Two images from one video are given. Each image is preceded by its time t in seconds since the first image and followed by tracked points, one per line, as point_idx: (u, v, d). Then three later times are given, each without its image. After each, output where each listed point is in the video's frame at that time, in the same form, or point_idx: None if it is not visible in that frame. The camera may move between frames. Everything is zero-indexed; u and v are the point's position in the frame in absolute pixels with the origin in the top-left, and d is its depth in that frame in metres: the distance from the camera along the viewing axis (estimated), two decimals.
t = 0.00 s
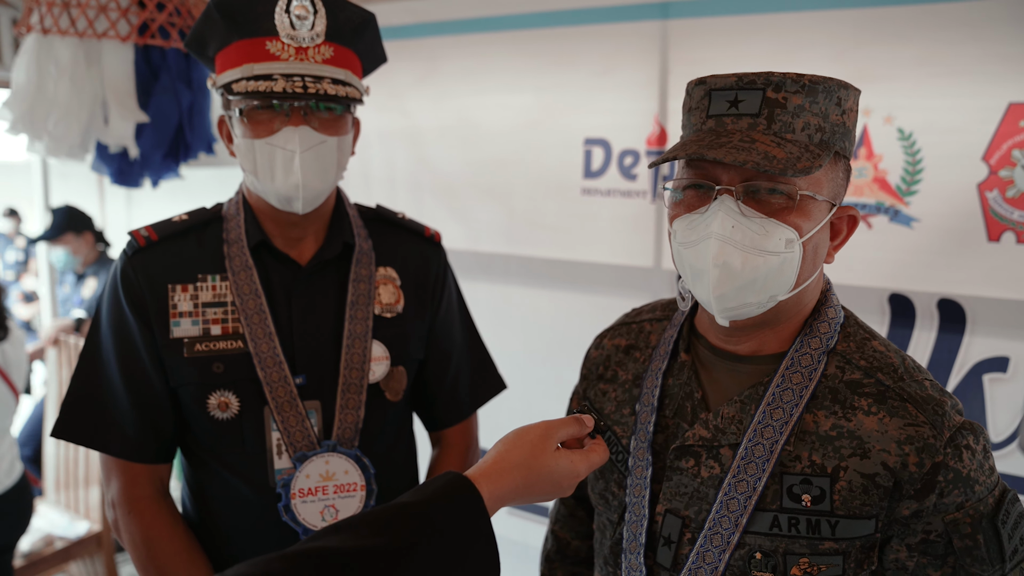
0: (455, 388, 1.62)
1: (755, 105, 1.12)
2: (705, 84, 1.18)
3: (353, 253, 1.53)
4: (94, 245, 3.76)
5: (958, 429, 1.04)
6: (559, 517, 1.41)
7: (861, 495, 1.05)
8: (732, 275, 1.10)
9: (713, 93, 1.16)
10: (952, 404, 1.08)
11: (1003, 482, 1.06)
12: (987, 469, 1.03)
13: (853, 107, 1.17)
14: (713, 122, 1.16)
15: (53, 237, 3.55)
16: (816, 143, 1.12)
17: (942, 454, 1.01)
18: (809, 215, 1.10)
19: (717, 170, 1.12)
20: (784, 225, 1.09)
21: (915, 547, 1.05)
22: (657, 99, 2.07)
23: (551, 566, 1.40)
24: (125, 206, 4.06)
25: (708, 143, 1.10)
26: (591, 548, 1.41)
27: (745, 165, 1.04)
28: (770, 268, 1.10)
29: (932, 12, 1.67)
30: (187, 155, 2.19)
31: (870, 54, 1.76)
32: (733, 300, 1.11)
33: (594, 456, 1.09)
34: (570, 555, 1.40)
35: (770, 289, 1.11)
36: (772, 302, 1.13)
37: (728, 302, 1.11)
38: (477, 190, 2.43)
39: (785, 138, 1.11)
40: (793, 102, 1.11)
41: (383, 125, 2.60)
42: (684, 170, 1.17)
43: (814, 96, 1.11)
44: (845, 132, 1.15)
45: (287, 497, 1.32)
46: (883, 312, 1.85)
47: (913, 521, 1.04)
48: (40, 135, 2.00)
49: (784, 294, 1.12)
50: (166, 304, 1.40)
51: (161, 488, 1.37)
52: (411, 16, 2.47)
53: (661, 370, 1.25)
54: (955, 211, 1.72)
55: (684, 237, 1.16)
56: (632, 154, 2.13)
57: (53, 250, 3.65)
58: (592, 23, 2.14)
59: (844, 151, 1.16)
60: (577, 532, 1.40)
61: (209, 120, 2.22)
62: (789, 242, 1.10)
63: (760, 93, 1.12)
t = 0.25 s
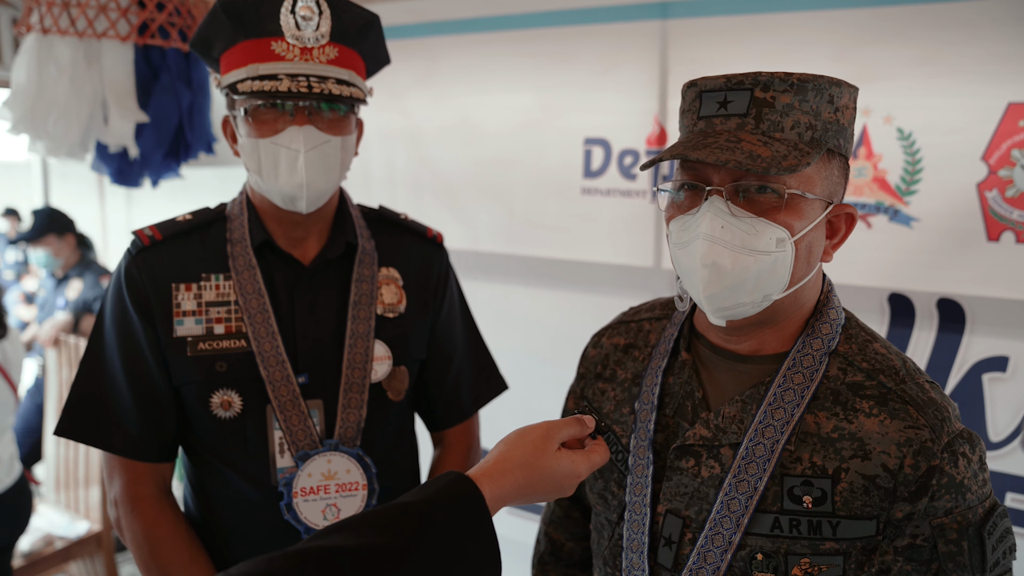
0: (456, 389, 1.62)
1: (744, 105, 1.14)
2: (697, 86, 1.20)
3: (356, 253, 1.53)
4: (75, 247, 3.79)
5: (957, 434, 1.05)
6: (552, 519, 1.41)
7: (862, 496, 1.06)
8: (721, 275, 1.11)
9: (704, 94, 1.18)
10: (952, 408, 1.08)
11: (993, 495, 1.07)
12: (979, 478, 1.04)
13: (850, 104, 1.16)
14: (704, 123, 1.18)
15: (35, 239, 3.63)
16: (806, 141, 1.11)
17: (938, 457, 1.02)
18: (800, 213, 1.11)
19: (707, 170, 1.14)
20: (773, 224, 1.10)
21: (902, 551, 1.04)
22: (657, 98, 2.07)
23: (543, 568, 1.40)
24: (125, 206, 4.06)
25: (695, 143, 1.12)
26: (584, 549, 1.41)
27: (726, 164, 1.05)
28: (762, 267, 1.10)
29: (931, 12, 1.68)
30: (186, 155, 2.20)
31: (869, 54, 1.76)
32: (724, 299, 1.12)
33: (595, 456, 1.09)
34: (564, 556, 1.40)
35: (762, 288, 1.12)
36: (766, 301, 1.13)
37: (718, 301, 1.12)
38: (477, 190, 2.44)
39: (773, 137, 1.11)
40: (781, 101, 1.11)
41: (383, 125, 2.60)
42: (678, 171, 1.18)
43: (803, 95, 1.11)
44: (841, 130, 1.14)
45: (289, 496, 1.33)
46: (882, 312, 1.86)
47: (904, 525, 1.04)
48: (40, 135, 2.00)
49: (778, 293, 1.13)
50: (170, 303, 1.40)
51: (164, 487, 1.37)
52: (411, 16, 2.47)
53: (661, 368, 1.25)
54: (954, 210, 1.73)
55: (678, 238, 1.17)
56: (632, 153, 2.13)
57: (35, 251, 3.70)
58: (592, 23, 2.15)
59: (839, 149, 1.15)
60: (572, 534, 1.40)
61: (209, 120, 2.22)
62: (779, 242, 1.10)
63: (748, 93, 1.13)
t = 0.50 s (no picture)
0: (453, 390, 1.62)
1: (728, 104, 1.14)
2: (686, 86, 1.21)
3: (353, 254, 1.54)
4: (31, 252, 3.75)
5: (948, 439, 1.05)
6: (553, 518, 1.42)
7: (850, 500, 1.06)
8: (702, 274, 1.12)
9: (692, 94, 1.19)
10: (944, 413, 1.08)
11: (981, 503, 1.07)
12: (970, 486, 1.04)
13: (842, 101, 1.14)
14: (691, 123, 1.19)
15: None
16: (792, 140, 1.11)
17: (927, 462, 1.02)
18: (786, 213, 1.11)
19: (694, 170, 1.15)
20: (756, 225, 1.10)
21: (885, 556, 1.04)
22: (654, 98, 2.07)
23: (542, 567, 1.40)
24: (125, 206, 4.06)
25: (677, 144, 1.14)
26: (583, 549, 1.41)
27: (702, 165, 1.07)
28: (744, 266, 1.10)
29: (929, 12, 1.68)
30: (187, 155, 2.17)
31: (867, 54, 1.77)
32: (706, 299, 1.12)
33: (588, 452, 1.09)
34: (563, 555, 1.40)
35: (747, 288, 1.12)
36: (752, 301, 1.13)
37: (700, 300, 1.13)
38: (476, 190, 2.44)
39: (756, 136, 1.12)
40: (765, 101, 1.11)
41: (382, 126, 2.60)
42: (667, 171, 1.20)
43: (788, 94, 1.10)
44: (830, 129, 1.13)
45: (284, 497, 1.33)
46: (880, 311, 1.86)
47: (890, 529, 1.04)
48: (38, 136, 2.00)
49: (764, 293, 1.13)
50: (166, 304, 1.40)
51: (159, 487, 1.37)
52: (409, 16, 2.47)
53: (655, 367, 1.26)
54: (951, 210, 1.73)
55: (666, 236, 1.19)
56: (629, 153, 2.14)
57: None
58: (590, 24, 2.15)
59: (828, 148, 1.14)
60: (570, 532, 1.41)
61: (208, 120, 2.22)
62: (763, 241, 1.11)
63: (733, 93, 1.13)
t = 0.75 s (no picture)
0: (449, 391, 1.63)
1: (714, 98, 1.17)
2: (682, 82, 1.25)
3: (349, 256, 1.54)
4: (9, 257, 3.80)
5: (940, 444, 1.05)
6: (551, 515, 1.42)
7: (841, 503, 1.06)
8: (671, 263, 1.16)
9: (685, 89, 1.22)
10: (938, 418, 1.08)
11: (973, 508, 1.07)
12: (960, 491, 1.04)
13: (837, 100, 1.13)
14: (681, 117, 1.22)
15: None
16: (773, 135, 1.11)
17: (918, 466, 1.02)
18: (762, 209, 1.12)
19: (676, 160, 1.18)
20: (729, 218, 1.12)
21: (876, 559, 1.04)
22: (652, 98, 2.08)
23: (541, 562, 1.41)
24: (124, 206, 4.06)
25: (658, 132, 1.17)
26: (582, 546, 1.42)
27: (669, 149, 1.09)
28: (714, 259, 1.12)
29: (925, 11, 1.68)
30: (186, 156, 2.17)
31: (864, 54, 1.77)
32: (675, 288, 1.16)
33: (584, 451, 1.09)
34: (562, 552, 1.41)
35: (721, 283, 1.13)
36: (726, 297, 1.15)
37: (670, 289, 1.16)
38: (474, 190, 2.44)
39: (735, 129, 1.13)
40: (748, 95, 1.13)
41: (381, 126, 2.61)
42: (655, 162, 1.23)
43: (773, 89, 1.11)
44: (819, 127, 1.12)
45: (280, 499, 1.34)
46: (877, 311, 1.85)
47: (880, 532, 1.04)
48: (38, 138, 2.00)
49: (739, 289, 1.14)
50: (163, 305, 1.41)
51: (156, 489, 1.38)
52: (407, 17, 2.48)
53: (650, 367, 1.26)
54: (948, 210, 1.73)
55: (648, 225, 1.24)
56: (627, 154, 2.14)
57: None
58: (588, 24, 2.15)
59: (816, 146, 1.12)
60: (569, 530, 1.41)
61: (207, 121, 2.22)
62: (735, 235, 1.12)
63: (719, 88, 1.16)
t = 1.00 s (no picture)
0: (447, 392, 1.63)
1: (696, 103, 1.18)
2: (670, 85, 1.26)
3: (345, 257, 1.54)
4: None
5: (935, 441, 1.04)
6: (555, 513, 1.42)
7: (834, 503, 1.06)
8: (649, 267, 1.18)
9: (672, 92, 1.24)
10: (932, 416, 1.08)
11: (972, 501, 1.07)
12: (958, 486, 1.03)
13: (827, 102, 1.12)
14: (668, 120, 1.24)
15: None
16: (752, 141, 1.11)
17: (913, 466, 1.01)
18: (739, 214, 1.12)
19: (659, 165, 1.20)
20: (708, 225, 1.13)
21: (875, 557, 1.04)
22: (651, 99, 2.07)
23: (546, 560, 1.41)
24: (125, 208, 4.06)
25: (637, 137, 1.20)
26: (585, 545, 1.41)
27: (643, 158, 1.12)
28: (692, 263, 1.13)
29: (924, 11, 1.68)
30: (186, 157, 2.17)
31: (863, 54, 1.76)
32: (653, 291, 1.18)
33: (579, 455, 1.09)
34: (566, 550, 1.41)
35: (700, 288, 1.15)
36: (707, 301, 1.15)
37: (650, 293, 1.18)
38: (473, 190, 2.44)
39: (714, 134, 1.14)
40: (728, 100, 1.14)
41: (380, 127, 2.61)
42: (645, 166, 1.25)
43: (753, 94, 1.12)
44: (804, 131, 1.11)
45: (276, 501, 1.34)
46: (876, 311, 1.85)
47: (878, 532, 1.04)
48: (38, 139, 2.00)
49: (720, 294, 1.15)
50: (159, 308, 1.41)
51: (152, 491, 1.38)
52: (406, 17, 2.48)
53: (646, 368, 1.26)
54: (947, 210, 1.73)
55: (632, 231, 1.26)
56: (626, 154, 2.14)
57: None
58: (587, 24, 2.15)
59: (800, 151, 1.11)
60: (572, 529, 1.41)
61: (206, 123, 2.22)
62: (715, 242, 1.13)
63: (701, 92, 1.17)
